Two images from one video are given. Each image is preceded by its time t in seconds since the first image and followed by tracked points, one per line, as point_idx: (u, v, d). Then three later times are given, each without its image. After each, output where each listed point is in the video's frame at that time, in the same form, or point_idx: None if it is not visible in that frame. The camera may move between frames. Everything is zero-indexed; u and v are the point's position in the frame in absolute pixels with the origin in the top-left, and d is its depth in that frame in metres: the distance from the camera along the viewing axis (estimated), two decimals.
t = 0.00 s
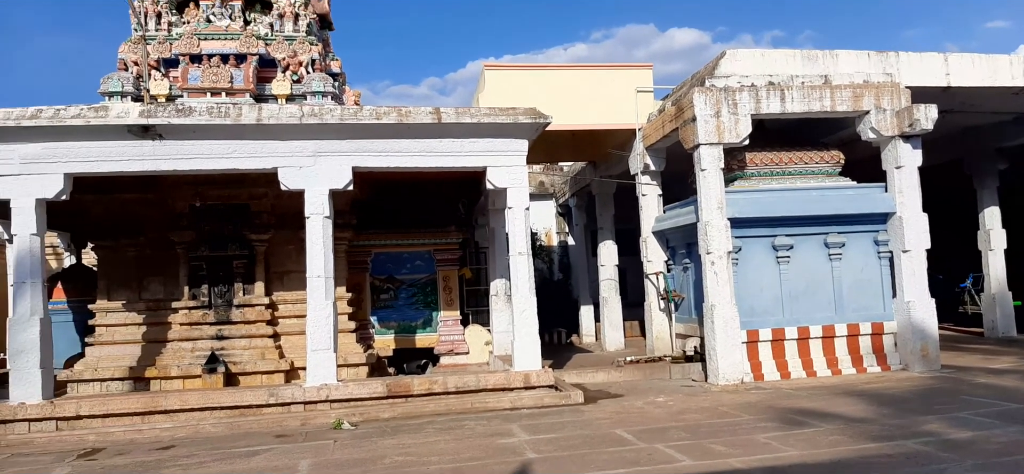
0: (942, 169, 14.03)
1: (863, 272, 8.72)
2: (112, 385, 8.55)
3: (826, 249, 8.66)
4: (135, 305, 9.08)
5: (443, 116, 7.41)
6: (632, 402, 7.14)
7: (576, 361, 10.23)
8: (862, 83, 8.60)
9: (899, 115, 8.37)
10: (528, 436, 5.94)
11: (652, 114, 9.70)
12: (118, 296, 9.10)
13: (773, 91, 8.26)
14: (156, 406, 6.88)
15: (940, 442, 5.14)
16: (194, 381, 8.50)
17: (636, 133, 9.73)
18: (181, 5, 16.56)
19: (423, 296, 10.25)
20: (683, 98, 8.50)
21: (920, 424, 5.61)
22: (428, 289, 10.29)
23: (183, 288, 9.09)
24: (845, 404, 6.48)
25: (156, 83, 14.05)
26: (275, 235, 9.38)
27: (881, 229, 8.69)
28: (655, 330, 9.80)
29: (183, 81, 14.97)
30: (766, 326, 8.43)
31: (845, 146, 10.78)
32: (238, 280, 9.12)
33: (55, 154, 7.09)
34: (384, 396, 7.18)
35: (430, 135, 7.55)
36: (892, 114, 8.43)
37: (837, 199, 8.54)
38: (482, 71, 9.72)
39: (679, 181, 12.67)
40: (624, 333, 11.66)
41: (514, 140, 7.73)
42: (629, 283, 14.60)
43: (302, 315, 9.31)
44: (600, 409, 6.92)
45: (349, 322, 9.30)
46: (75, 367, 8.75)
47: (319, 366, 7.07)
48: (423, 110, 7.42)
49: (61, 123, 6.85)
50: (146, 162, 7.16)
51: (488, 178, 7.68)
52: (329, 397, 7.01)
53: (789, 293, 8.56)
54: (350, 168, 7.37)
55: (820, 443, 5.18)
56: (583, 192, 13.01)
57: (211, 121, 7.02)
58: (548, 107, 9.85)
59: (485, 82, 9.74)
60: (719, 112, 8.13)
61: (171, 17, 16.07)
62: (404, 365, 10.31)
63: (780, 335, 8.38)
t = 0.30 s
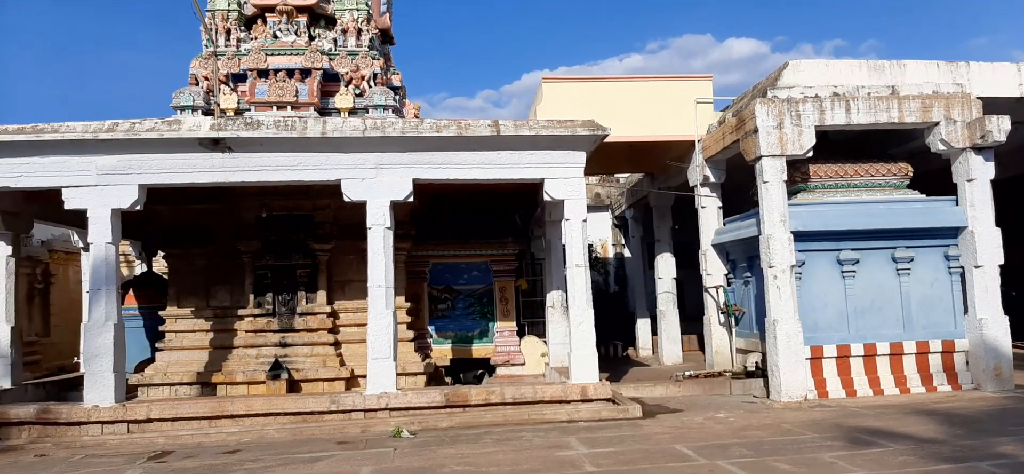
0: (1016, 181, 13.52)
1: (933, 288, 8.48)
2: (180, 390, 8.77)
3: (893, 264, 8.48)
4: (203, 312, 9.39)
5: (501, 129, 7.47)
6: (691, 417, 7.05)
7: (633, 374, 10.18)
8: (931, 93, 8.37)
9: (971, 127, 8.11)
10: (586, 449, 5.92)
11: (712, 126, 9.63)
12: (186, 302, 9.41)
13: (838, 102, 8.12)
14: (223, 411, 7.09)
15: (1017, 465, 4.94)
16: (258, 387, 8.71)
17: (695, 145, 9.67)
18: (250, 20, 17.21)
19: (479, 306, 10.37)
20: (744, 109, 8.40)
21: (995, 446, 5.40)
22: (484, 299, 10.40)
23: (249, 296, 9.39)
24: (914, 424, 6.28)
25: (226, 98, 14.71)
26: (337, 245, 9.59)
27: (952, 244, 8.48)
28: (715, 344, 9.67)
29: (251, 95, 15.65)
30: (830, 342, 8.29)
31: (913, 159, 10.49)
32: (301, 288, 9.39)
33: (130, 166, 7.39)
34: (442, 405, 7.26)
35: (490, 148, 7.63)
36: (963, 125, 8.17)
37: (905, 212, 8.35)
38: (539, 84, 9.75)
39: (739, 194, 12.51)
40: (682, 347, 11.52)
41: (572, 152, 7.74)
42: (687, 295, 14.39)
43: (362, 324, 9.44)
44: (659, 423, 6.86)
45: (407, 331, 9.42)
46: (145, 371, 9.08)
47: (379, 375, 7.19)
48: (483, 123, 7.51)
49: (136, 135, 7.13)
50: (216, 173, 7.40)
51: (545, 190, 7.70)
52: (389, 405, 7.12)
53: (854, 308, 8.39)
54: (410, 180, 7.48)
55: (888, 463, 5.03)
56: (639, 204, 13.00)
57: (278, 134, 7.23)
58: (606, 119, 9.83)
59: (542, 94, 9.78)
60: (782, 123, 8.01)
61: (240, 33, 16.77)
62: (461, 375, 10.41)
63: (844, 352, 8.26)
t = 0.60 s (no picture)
0: None
1: (984, 299, 8.35)
2: (226, 398, 9.04)
3: (942, 274, 8.36)
4: (248, 322, 9.52)
5: (542, 140, 7.51)
6: (735, 429, 6.96)
7: (674, 385, 10.10)
8: (980, 100, 8.22)
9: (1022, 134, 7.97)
10: (627, 460, 5.89)
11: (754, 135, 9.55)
12: (233, 312, 9.62)
13: (884, 110, 8.02)
14: (268, 419, 7.20)
15: None
16: (302, 395, 8.86)
17: (737, 154, 9.60)
18: (296, 36, 17.60)
19: (519, 317, 10.44)
20: (787, 118, 8.32)
21: None
22: (524, 310, 10.46)
23: (293, 306, 9.55)
24: (966, 438, 6.12)
25: (273, 111, 15.07)
26: (379, 256, 9.70)
27: (1003, 253, 8.34)
28: (758, 356, 9.55)
29: (296, 109, 15.93)
30: (878, 354, 8.19)
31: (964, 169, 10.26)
32: (344, 299, 9.51)
33: (180, 179, 7.59)
34: (482, 414, 7.29)
35: (531, 159, 7.67)
36: (1013, 132, 8.05)
37: (954, 222, 8.24)
38: (579, 95, 9.81)
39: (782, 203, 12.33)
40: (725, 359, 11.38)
41: (612, 163, 7.73)
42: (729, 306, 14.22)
43: (404, 333, 9.56)
44: (701, 435, 6.78)
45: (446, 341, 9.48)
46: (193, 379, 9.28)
47: (421, 384, 7.26)
48: (524, 134, 7.56)
49: (186, 149, 7.34)
50: (262, 186, 7.56)
51: (585, 200, 7.71)
52: (430, 414, 7.17)
53: (902, 319, 8.29)
54: (452, 191, 7.56)
55: None
56: (680, 214, 12.91)
57: (323, 147, 7.37)
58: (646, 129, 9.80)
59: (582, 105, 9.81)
60: (827, 132, 7.93)
61: (286, 49, 17.17)
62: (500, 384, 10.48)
63: (893, 364, 8.14)
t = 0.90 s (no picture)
0: None
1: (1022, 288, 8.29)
2: (260, 389, 9.14)
3: (980, 264, 8.31)
4: (281, 313, 9.71)
5: (570, 131, 7.48)
6: (766, 421, 6.91)
7: (704, 376, 10.05)
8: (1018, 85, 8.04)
9: None
10: (657, 451, 5.88)
11: (786, 123, 9.43)
12: (265, 304, 9.74)
13: (920, 96, 7.88)
14: (301, 410, 7.30)
15: None
16: (334, 386, 8.97)
17: (769, 143, 9.50)
18: (326, 31, 17.70)
19: (548, 308, 10.44)
20: (820, 106, 8.21)
21: None
22: (552, 301, 10.46)
23: (325, 298, 9.65)
24: (1003, 429, 6.02)
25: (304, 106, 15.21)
26: (409, 249, 9.78)
27: None
28: (789, 346, 9.48)
29: (327, 104, 16.00)
30: (912, 345, 8.16)
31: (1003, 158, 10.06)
32: (375, 291, 9.63)
33: (213, 174, 7.71)
34: (512, 405, 7.31)
35: (559, 150, 7.66)
36: None
37: (992, 210, 8.12)
38: (607, 85, 9.76)
39: (815, 193, 12.18)
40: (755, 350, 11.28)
41: (642, 153, 7.70)
42: (759, 297, 14.06)
43: (432, 325, 9.58)
44: (732, 426, 6.75)
45: (475, 332, 9.58)
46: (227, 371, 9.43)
47: (451, 376, 7.31)
48: (552, 126, 7.54)
49: (220, 144, 7.44)
50: (294, 180, 7.65)
51: (614, 191, 7.68)
52: (460, 404, 7.23)
53: (938, 309, 8.25)
54: (480, 183, 7.60)
55: (975, 469, 4.84)
56: (709, 204, 12.90)
57: (353, 141, 7.45)
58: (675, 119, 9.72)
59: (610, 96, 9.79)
60: (861, 120, 7.82)
61: (316, 43, 17.29)
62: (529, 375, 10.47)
63: (928, 355, 8.06)
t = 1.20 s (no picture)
0: None
1: None
2: (275, 388, 9.18)
3: (998, 269, 8.27)
4: (296, 313, 9.79)
5: (586, 133, 7.48)
6: (781, 425, 6.87)
7: (718, 380, 10.00)
8: None
9: None
10: (671, 455, 5.86)
11: (804, 126, 9.39)
12: (282, 305, 9.81)
13: (939, 99, 7.81)
14: (316, 409, 7.34)
15: None
16: (349, 386, 9.01)
17: (785, 145, 9.46)
18: (342, 32, 17.86)
19: (562, 310, 10.57)
20: (837, 108, 8.16)
21: None
22: (567, 304, 10.58)
23: (340, 298, 9.71)
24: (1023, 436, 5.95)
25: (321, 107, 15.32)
26: (424, 249, 9.83)
27: None
28: (805, 351, 9.39)
29: (344, 105, 16.11)
30: (931, 351, 8.08)
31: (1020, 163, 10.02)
32: (390, 291, 9.65)
33: (231, 174, 7.77)
34: (526, 407, 7.31)
35: (575, 152, 7.66)
36: None
37: (1012, 214, 8.07)
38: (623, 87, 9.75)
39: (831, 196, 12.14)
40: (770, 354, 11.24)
41: (658, 156, 7.68)
42: (775, 301, 13.91)
43: (447, 326, 9.64)
44: (747, 431, 6.71)
45: (490, 334, 9.54)
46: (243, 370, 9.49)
47: (465, 377, 7.32)
48: (568, 128, 7.54)
49: (238, 144, 7.50)
50: (311, 181, 7.69)
51: (630, 193, 7.66)
52: (474, 406, 7.23)
53: (956, 314, 8.21)
54: (496, 184, 7.61)
55: None
56: (725, 207, 12.87)
57: (370, 142, 7.48)
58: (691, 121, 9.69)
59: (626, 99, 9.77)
60: (879, 123, 7.78)
61: (333, 45, 17.38)
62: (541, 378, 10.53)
63: (945, 360, 8.01)
